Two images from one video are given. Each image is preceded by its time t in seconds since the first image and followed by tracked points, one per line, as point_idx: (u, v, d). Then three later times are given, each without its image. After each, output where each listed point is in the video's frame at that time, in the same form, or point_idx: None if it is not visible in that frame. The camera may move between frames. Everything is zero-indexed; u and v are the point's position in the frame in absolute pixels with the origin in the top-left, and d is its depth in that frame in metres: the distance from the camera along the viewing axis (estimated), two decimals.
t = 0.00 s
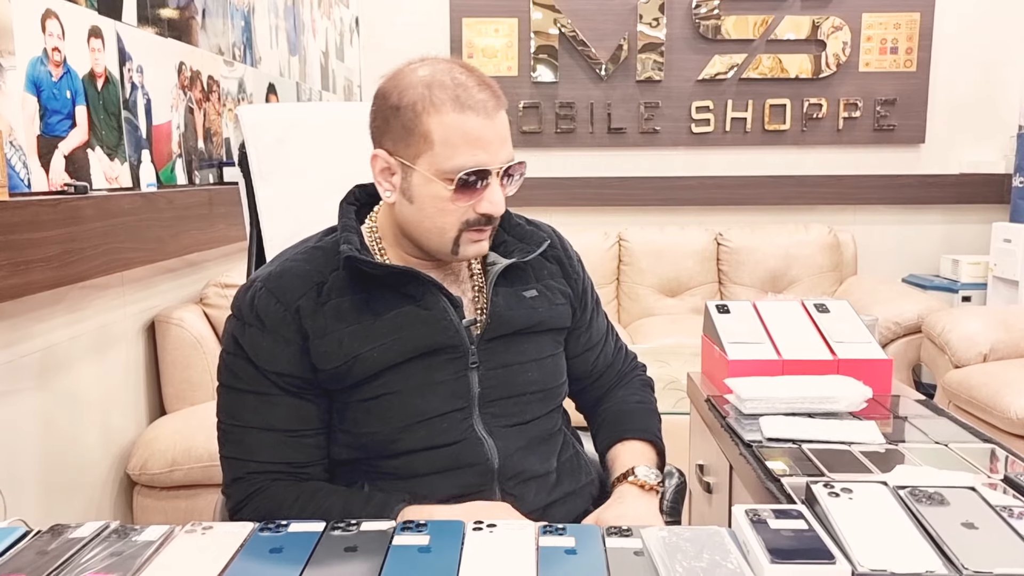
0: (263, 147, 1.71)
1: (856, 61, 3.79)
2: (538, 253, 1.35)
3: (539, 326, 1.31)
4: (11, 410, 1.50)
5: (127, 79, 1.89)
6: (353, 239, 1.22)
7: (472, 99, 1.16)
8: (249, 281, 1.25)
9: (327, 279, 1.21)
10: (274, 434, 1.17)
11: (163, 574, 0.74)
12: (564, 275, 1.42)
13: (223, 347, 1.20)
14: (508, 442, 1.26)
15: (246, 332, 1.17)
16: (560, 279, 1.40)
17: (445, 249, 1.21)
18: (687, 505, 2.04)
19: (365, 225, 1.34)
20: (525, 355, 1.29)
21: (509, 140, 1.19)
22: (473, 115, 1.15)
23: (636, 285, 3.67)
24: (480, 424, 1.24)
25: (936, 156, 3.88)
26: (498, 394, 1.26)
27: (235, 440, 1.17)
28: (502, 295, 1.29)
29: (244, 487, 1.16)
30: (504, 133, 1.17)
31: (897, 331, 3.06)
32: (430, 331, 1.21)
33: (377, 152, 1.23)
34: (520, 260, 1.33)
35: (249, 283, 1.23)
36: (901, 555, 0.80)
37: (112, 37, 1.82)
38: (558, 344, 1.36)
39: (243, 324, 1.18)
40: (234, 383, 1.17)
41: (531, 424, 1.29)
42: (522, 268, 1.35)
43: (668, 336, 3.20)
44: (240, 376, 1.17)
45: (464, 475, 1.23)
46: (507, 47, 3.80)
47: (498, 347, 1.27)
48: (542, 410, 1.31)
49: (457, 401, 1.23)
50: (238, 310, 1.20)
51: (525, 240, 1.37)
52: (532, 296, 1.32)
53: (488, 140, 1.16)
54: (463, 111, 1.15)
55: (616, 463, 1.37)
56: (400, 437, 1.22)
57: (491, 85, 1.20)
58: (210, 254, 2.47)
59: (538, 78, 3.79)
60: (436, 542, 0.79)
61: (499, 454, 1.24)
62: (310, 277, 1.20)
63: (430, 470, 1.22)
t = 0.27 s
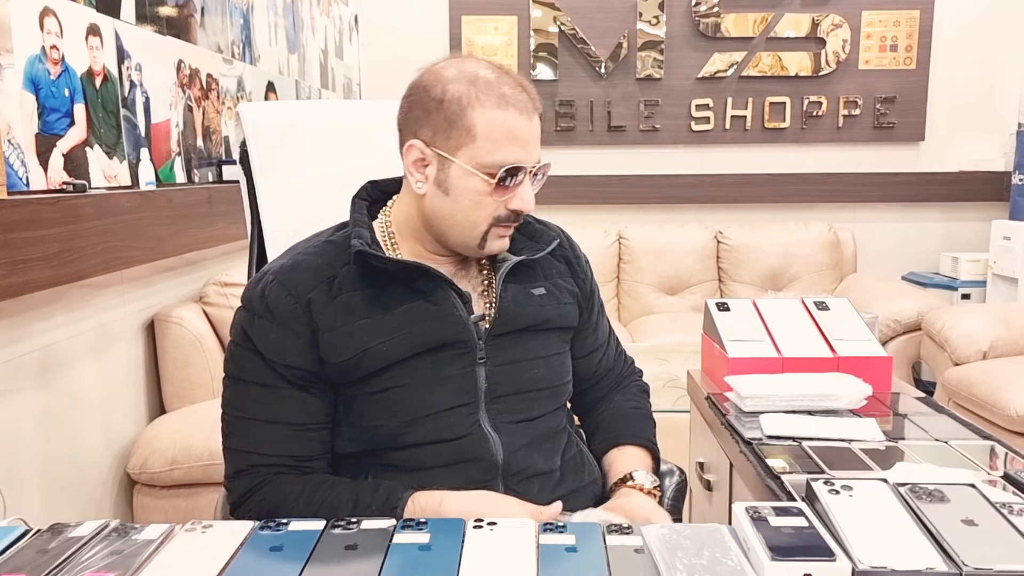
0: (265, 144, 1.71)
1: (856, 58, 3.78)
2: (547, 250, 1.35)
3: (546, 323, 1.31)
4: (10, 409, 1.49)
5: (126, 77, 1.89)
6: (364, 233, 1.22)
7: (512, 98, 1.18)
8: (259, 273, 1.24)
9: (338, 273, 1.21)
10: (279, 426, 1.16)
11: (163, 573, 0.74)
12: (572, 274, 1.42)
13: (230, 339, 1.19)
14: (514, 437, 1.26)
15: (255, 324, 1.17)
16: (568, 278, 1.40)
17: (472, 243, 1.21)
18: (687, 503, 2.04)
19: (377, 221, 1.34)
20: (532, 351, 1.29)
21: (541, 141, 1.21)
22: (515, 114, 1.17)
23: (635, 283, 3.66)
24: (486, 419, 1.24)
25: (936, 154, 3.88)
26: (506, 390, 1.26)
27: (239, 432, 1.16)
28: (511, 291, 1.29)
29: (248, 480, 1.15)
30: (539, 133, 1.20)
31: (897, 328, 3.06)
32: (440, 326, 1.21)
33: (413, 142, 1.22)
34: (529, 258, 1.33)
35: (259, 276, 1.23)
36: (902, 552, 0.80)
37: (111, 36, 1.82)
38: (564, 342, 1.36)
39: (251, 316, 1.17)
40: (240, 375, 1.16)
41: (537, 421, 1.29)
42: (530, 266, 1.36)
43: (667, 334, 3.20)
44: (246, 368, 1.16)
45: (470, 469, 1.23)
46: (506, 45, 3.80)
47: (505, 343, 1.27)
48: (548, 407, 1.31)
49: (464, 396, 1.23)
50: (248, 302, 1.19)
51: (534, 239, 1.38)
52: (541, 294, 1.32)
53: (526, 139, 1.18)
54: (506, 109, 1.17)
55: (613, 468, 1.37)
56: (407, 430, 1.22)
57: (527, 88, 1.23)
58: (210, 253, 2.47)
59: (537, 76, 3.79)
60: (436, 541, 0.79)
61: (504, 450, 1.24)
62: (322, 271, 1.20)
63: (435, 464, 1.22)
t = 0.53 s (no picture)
0: (268, 146, 1.71)
1: (857, 58, 3.78)
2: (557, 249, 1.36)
3: (555, 322, 1.32)
4: (12, 409, 1.50)
5: (127, 77, 1.89)
6: (378, 229, 1.23)
7: (528, 91, 1.19)
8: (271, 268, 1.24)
9: (351, 269, 1.21)
10: (286, 422, 1.16)
11: (165, 573, 0.74)
12: (582, 273, 1.43)
13: (239, 333, 1.19)
14: (522, 435, 1.26)
15: (265, 318, 1.16)
16: (578, 277, 1.40)
17: (485, 235, 1.21)
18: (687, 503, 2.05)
19: (391, 217, 1.33)
20: (542, 349, 1.29)
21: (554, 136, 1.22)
22: (531, 106, 1.18)
23: (636, 283, 3.66)
24: (496, 416, 1.24)
25: (937, 154, 3.88)
26: (515, 387, 1.26)
27: (246, 427, 1.15)
28: (522, 288, 1.30)
29: (253, 476, 1.14)
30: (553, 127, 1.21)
31: (898, 329, 3.06)
32: (453, 322, 1.21)
33: (429, 134, 1.22)
34: (540, 255, 1.33)
35: (271, 270, 1.23)
36: (904, 553, 0.80)
37: (112, 35, 1.82)
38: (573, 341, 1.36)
39: (261, 310, 1.17)
40: (248, 370, 1.15)
41: (545, 419, 1.29)
42: (541, 264, 1.36)
43: (668, 334, 3.20)
44: (254, 363, 1.15)
45: (477, 467, 1.23)
46: (508, 45, 3.81)
47: (515, 340, 1.27)
48: (556, 405, 1.31)
49: (474, 393, 1.23)
50: (259, 296, 1.19)
51: (545, 237, 1.39)
52: (551, 291, 1.33)
53: (541, 132, 1.19)
54: (522, 101, 1.18)
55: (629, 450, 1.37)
56: (415, 426, 1.21)
57: (541, 84, 1.24)
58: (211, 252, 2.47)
59: (538, 76, 3.79)
60: (438, 540, 0.79)
61: (512, 447, 1.25)
62: (335, 266, 1.20)
63: (442, 461, 1.22)
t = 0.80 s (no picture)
0: (268, 144, 1.71)
1: (857, 58, 3.78)
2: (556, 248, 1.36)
3: (556, 321, 1.31)
4: (12, 408, 1.50)
5: (127, 76, 1.89)
6: (378, 229, 1.23)
7: (516, 82, 1.19)
8: (272, 268, 1.24)
9: (352, 269, 1.21)
10: (286, 423, 1.16)
11: (165, 572, 0.74)
12: (582, 272, 1.43)
13: (240, 334, 1.19)
14: (523, 436, 1.26)
15: (266, 319, 1.17)
16: (579, 275, 1.40)
17: (478, 229, 1.20)
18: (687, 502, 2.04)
19: (390, 217, 1.33)
20: (542, 349, 1.29)
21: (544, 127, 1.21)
22: (518, 96, 1.18)
23: (636, 282, 3.66)
24: (496, 417, 1.24)
25: (938, 154, 3.87)
26: (516, 387, 1.26)
27: (247, 428, 1.15)
28: (521, 287, 1.29)
29: (254, 478, 1.14)
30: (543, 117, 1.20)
31: (898, 328, 3.06)
32: (453, 323, 1.21)
33: (420, 129, 1.23)
34: (540, 254, 1.33)
35: (272, 271, 1.23)
36: (904, 553, 0.80)
37: (112, 35, 1.82)
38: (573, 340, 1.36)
39: (263, 311, 1.17)
40: (249, 371, 1.16)
41: (546, 420, 1.29)
42: (541, 263, 1.36)
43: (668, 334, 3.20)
44: (255, 364, 1.16)
45: (478, 468, 1.22)
46: (507, 45, 3.81)
47: (516, 340, 1.27)
48: (557, 406, 1.31)
49: (475, 393, 1.22)
50: (259, 297, 1.19)
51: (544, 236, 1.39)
52: (550, 291, 1.33)
53: (531, 121, 1.19)
54: (510, 91, 1.18)
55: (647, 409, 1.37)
56: (416, 427, 1.21)
57: (532, 77, 1.24)
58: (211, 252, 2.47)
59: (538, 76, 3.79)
60: (438, 540, 0.79)
61: (513, 448, 1.24)
62: (335, 267, 1.20)
63: (443, 463, 1.22)
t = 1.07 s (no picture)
0: (267, 144, 1.71)
1: (857, 58, 3.78)
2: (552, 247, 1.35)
3: (552, 321, 1.30)
4: (13, 409, 1.50)
5: (128, 77, 1.89)
6: (370, 232, 1.23)
7: (489, 71, 1.19)
8: (266, 272, 1.24)
9: (345, 272, 1.21)
10: (283, 427, 1.16)
11: (166, 573, 0.74)
12: (580, 270, 1.42)
13: (235, 337, 1.20)
14: (520, 440, 1.26)
15: (260, 322, 1.17)
16: (575, 273, 1.39)
17: (464, 221, 1.19)
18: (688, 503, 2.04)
19: (384, 219, 1.35)
20: (538, 351, 1.28)
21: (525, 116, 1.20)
22: (493, 84, 1.18)
23: (636, 282, 3.66)
24: (491, 421, 1.24)
25: (938, 154, 3.88)
26: (511, 390, 1.25)
27: (243, 432, 1.16)
28: (514, 288, 1.28)
29: (251, 483, 1.15)
30: (522, 104, 1.19)
31: (898, 328, 3.06)
32: (446, 326, 1.20)
33: (400, 127, 1.24)
34: (534, 254, 1.33)
35: (266, 274, 1.23)
36: (904, 553, 0.80)
37: (113, 36, 1.82)
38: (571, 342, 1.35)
39: (257, 315, 1.18)
40: (245, 375, 1.16)
41: (542, 423, 1.29)
42: (537, 263, 1.35)
43: (669, 334, 3.20)
44: (251, 367, 1.16)
45: (474, 473, 1.22)
46: (507, 45, 3.81)
47: (511, 343, 1.26)
48: (554, 408, 1.31)
49: (470, 397, 1.22)
50: (254, 301, 1.19)
51: (539, 236, 1.38)
52: (545, 291, 1.32)
53: (507, 108, 1.18)
54: (484, 80, 1.18)
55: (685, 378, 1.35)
56: (411, 431, 1.21)
57: (510, 70, 1.24)
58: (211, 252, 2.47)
59: (538, 76, 3.79)
60: (439, 540, 0.79)
61: (509, 453, 1.24)
62: (328, 270, 1.20)
63: (439, 468, 1.22)
